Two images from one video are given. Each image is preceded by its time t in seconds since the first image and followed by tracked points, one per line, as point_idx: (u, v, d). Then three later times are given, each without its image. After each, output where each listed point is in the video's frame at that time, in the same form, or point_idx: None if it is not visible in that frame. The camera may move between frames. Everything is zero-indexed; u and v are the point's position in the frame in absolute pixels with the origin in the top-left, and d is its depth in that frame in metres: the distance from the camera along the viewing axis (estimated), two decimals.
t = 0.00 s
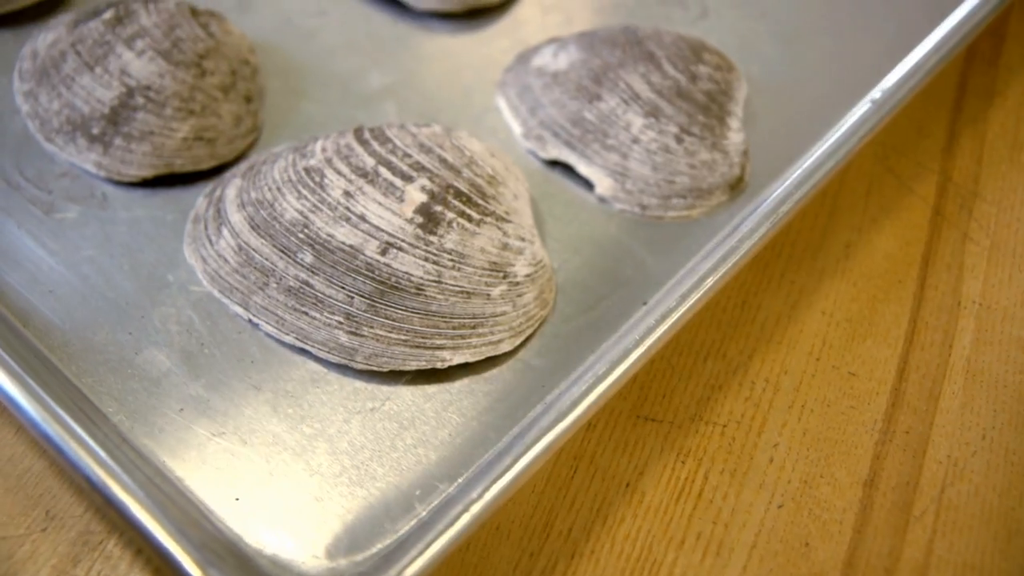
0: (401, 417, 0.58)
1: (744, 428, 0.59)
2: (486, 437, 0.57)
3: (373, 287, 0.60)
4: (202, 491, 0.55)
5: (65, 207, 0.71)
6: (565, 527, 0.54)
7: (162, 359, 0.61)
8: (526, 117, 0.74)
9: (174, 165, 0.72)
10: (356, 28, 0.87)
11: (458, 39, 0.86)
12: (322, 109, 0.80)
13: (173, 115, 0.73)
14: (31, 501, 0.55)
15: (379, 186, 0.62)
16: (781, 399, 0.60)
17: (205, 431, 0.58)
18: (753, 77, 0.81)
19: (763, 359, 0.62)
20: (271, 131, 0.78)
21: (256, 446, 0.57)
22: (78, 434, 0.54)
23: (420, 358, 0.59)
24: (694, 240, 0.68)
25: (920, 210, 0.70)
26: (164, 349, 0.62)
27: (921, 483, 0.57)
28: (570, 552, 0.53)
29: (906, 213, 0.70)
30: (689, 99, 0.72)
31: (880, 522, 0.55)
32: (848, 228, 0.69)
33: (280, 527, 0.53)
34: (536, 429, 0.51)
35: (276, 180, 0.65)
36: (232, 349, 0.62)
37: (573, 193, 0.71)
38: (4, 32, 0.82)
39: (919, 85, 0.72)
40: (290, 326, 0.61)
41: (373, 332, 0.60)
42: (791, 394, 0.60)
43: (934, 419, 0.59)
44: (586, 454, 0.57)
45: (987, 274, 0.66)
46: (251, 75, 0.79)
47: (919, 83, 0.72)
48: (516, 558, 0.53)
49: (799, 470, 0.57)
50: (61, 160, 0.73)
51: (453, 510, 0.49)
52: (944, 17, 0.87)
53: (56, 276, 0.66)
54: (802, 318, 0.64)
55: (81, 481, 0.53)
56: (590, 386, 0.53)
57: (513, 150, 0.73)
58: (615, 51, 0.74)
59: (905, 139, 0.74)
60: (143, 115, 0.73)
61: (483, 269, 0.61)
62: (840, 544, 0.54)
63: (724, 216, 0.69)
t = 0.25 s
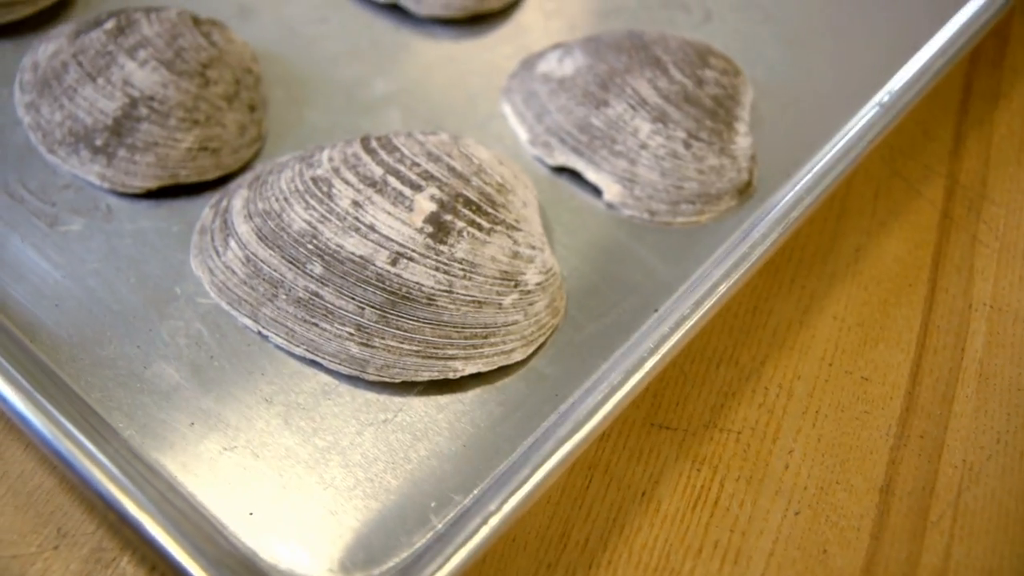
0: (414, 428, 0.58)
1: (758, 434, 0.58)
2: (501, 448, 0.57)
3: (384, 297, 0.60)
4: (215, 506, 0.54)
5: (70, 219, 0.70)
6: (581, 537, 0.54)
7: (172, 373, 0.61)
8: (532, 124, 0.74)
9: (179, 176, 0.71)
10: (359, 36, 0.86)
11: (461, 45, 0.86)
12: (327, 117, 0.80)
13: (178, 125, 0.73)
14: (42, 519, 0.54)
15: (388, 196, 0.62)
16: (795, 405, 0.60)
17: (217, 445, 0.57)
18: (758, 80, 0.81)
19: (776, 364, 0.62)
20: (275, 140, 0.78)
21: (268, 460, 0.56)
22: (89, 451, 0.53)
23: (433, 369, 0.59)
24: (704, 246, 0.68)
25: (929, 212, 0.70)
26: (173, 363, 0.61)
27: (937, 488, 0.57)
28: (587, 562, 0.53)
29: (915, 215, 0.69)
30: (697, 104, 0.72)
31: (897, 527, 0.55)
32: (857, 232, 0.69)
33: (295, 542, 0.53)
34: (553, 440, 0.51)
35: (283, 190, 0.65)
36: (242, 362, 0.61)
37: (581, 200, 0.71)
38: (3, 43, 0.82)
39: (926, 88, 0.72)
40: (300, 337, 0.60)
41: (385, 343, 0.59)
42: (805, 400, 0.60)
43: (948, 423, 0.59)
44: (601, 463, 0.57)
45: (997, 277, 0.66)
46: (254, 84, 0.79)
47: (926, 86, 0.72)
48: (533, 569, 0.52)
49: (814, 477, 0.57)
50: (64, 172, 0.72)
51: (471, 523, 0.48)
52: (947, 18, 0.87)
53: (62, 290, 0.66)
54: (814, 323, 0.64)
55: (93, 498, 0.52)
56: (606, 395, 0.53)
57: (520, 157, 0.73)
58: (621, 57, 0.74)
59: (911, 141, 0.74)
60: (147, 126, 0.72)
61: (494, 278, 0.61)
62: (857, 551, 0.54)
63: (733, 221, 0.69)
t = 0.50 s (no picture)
0: (427, 440, 0.58)
1: (773, 441, 0.58)
2: (515, 458, 0.57)
3: (394, 308, 0.59)
4: (229, 521, 0.54)
5: (74, 232, 0.69)
6: (598, 548, 0.54)
7: (181, 386, 0.60)
8: (538, 130, 0.74)
9: (184, 187, 0.71)
10: (361, 43, 0.86)
11: (463, 52, 0.86)
12: (331, 125, 0.79)
13: (181, 136, 0.72)
14: (53, 536, 0.53)
15: (396, 205, 0.61)
16: (808, 411, 0.60)
17: (228, 459, 0.57)
18: (763, 83, 0.81)
19: (788, 370, 0.61)
20: (279, 149, 0.77)
21: (281, 474, 0.56)
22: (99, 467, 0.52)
23: (445, 380, 0.58)
24: (713, 251, 0.68)
25: (937, 215, 0.70)
26: (181, 376, 0.61)
27: (953, 492, 0.57)
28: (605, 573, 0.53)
29: (924, 218, 0.69)
30: (704, 108, 0.72)
31: (914, 533, 0.55)
32: (866, 235, 0.69)
33: (310, 556, 0.53)
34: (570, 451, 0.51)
35: (290, 201, 0.64)
36: (251, 375, 0.61)
37: (588, 207, 0.70)
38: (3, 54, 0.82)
39: (932, 90, 0.72)
40: (310, 349, 0.60)
41: (396, 354, 0.59)
42: (818, 405, 0.60)
43: (962, 426, 0.59)
44: (616, 472, 0.56)
45: (1007, 279, 0.66)
46: (257, 93, 0.78)
47: (932, 89, 0.72)
48: None
49: (830, 483, 0.57)
50: (67, 184, 0.72)
51: (490, 536, 0.48)
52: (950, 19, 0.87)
53: (67, 304, 0.65)
54: (825, 327, 0.64)
55: (104, 515, 0.52)
56: (622, 405, 0.53)
57: (526, 164, 0.73)
58: (626, 62, 0.74)
59: (918, 143, 0.74)
60: (150, 137, 0.71)
61: (505, 287, 0.61)
62: (875, 557, 0.54)
63: (742, 226, 0.69)
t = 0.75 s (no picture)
0: (440, 451, 0.57)
1: (787, 447, 0.58)
2: (529, 468, 0.56)
3: (405, 319, 0.59)
4: (243, 537, 0.53)
5: (78, 245, 0.69)
6: (615, 557, 0.53)
7: (190, 400, 0.60)
8: (544, 137, 0.74)
9: (189, 199, 0.70)
10: (365, 51, 0.87)
11: (464, 57, 0.86)
12: (335, 134, 0.79)
13: (185, 147, 0.71)
14: (64, 555, 0.53)
15: (405, 215, 0.61)
16: (822, 416, 0.59)
17: (240, 473, 0.56)
18: (768, 87, 0.81)
19: (800, 375, 0.61)
20: (284, 158, 0.77)
21: (294, 488, 0.56)
22: (114, 485, 0.52)
23: (457, 390, 0.58)
24: (722, 256, 0.68)
25: (945, 216, 0.70)
26: (191, 390, 0.60)
27: (969, 496, 0.56)
28: None
29: (931, 220, 0.69)
30: (710, 113, 0.72)
31: (931, 537, 0.55)
32: (875, 238, 0.68)
33: (325, 571, 0.52)
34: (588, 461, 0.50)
35: (297, 212, 0.64)
36: (261, 387, 0.60)
37: (596, 213, 0.70)
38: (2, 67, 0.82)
39: (939, 92, 0.72)
40: (320, 361, 0.59)
41: (407, 365, 0.58)
42: (832, 410, 0.60)
43: (976, 429, 0.59)
44: (631, 480, 0.56)
45: (1016, 280, 0.66)
46: (260, 103, 0.78)
47: (939, 90, 0.72)
48: None
49: (846, 488, 0.56)
50: (69, 197, 0.71)
51: (509, 548, 0.48)
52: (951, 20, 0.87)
53: (73, 318, 0.65)
54: (836, 332, 0.63)
55: (117, 533, 0.51)
56: (638, 413, 0.53)
57: (532, 170, 0.73)
58: (632, 67, 0.74)
59: (924, 145, 0.74)
60: (154, 148, 0.71)
61: (516, 296, 0.60)
62: (893, 562, 0.54)
63: (751, 230, 0.69)
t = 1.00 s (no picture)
0: (453, 462, 0.57)
1: (801, 453, 0.58)
2: (544, 478, 0.56)
3: (416, 329, 0.58)
4: (256, 552, 0.53)
5: (82, 258, 0.68)
6: (632, 566, 0.53)
7: (200, 415, 0.59)
8: (549, 143, 0.74)
9: (193, 210, 0.70)
10: (367, 58, 0.87)
11: (467, 62, 0.86)
12: (340, 143, 0.79)
13: (189, 158, 0.71)
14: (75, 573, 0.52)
15: (414, 224, 0.60)
16: (835, 421, 0.59)
17: (253, 487, 0.56)
18: (772, 90, 0.81)
19: (813, 380, 0.61)
20: (288, 168, 0.76)
21: (307, 501, 0.55)
22: (127, 502, 0.52)
23: (470, 401, 0.58)
24: (731, 261, 0.67)
25: (952, 218, 0.70)
26: (200, 404, 0.60)
27: (984, 499, 0.56)
28: None
29: (939, 222, 0.70)
30: (717, 117, 0.71)
31: (948, 541, 0.55)
32: (883, 241, 0.68)
33: None
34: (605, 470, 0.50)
35: (304, 222, 0.63)
36: (271, 401, 0.60)
37: (604, 219, 0.70)
38: None
39: (944, 94, 0.72)
40: (331, 373, 0.59)
41: (419, 376, 0.58)
42: (845, 415, 0.60)
43: (989, 431, 0.59)
44: (646, 488, 0.56)
45: None
46: (263, 112, 0.77)
47: (944, 92, 0.72)
48: None
49: (861, 493, 0.56)
50: (72, 210, 0.70)
51: (528, 560, 0.48)
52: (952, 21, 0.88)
53: (78, 333, 0.64)
54: (847, 336, 0.63)
55: (130, 550, 0.51)
56: (654, 422, 0.53)
57: (538, 176, 0.73)
58: (637, 72, 0.74)
59: (929, 146, 0.75)
60: (157, 160, 0.70)
61: (527, 304, 0.60)
62: (911, 567, 0.53)
63: (759, 235, 0.69)
